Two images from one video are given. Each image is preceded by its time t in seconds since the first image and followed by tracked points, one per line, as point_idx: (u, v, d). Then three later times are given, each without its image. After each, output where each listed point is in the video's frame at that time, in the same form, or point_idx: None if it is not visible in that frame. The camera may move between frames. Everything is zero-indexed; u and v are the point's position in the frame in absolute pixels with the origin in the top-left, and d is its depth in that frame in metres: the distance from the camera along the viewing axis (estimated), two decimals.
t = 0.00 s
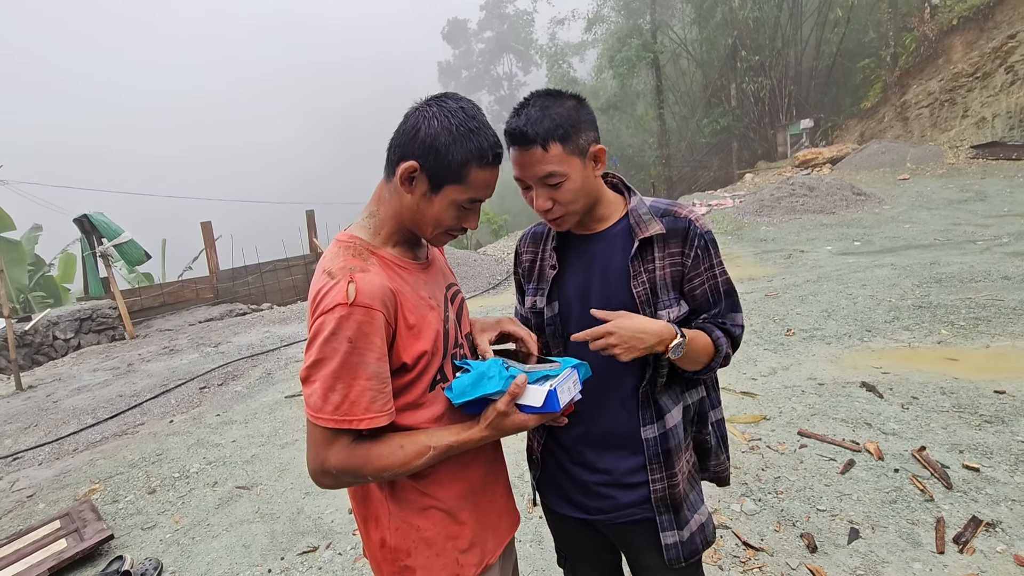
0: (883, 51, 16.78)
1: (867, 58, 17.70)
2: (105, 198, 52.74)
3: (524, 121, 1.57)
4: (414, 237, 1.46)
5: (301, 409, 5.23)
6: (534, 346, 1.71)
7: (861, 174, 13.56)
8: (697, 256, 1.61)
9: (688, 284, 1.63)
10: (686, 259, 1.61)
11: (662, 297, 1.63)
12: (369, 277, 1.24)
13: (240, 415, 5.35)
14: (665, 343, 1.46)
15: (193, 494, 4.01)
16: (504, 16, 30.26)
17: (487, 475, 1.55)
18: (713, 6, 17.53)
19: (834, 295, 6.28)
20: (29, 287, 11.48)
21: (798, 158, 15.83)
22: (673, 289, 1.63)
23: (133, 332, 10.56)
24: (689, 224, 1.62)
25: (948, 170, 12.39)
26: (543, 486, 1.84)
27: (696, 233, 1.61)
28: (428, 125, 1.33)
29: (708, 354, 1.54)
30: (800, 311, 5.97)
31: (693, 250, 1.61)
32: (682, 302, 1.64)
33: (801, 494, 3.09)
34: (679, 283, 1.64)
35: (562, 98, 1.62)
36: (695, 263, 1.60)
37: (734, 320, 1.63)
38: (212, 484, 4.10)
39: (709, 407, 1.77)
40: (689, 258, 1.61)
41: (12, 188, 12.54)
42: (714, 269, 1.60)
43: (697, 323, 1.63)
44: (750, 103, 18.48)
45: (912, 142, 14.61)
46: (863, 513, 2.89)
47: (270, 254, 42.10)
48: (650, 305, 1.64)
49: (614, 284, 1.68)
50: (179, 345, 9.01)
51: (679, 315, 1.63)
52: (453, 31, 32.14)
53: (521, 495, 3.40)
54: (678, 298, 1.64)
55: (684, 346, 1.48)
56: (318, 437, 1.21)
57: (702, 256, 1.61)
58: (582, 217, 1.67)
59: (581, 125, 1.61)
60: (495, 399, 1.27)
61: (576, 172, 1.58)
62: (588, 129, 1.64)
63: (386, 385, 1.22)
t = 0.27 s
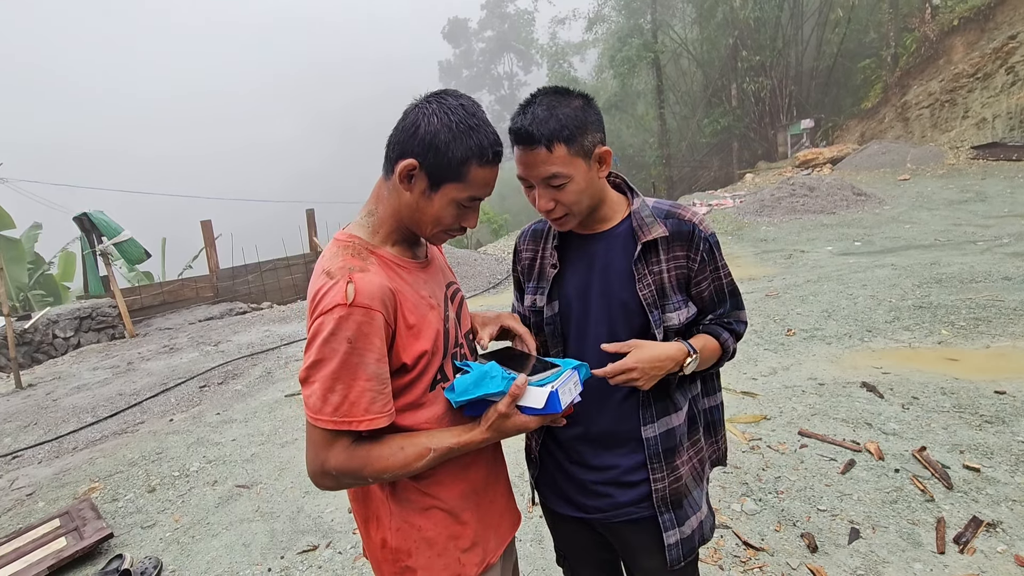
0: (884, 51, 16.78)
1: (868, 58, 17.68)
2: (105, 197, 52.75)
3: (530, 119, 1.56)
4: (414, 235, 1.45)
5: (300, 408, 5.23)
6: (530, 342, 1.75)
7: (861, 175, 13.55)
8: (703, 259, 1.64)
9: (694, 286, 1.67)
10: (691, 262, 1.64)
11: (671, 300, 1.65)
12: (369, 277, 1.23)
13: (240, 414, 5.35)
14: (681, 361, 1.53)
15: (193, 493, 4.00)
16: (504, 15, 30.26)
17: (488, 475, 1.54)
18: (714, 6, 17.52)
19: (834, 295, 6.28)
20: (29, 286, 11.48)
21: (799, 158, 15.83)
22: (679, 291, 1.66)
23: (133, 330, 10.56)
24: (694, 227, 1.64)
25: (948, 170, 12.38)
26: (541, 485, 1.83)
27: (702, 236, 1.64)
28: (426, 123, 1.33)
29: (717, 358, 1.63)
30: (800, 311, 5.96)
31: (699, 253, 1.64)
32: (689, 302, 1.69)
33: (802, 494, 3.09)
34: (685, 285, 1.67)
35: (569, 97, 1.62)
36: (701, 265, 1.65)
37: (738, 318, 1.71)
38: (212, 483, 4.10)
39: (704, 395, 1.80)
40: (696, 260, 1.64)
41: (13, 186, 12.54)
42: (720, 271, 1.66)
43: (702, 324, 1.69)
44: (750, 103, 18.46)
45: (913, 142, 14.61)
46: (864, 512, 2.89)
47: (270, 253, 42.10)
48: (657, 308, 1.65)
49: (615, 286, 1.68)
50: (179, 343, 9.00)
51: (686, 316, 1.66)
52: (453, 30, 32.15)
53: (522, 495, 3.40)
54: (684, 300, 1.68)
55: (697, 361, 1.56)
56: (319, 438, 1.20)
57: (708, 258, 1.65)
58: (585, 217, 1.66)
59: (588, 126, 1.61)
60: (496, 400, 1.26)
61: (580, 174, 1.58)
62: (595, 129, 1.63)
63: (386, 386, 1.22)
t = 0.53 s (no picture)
0: (885, 51, 16.80)
1: (869, 59, 17.68)
2: (106, 196, 52.79)
3: (541, 120, 1.55)
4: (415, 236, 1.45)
5: (301, 407, 5.23)
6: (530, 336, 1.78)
7: (862, 175, 13.56)
8: (709, 261, 1.64)
9: (700, 287, 1.67)
10: (698, 264, 1.64)
11: (677, 301, 1.64)
12: (368, 278, 1.23)
13: (241, 413, 5.35)
14: (680, 368, 1.53)
15: (193, 492, 4.01)
16: (505, 15, 30.27)
17: (489, 475, 1.54)
18: (715, 5, 17.51)
19: (835, 295, 6.28)
20: (29, 284, 11.47)
21: (799, 158, 15.83)
22: (685, 293, 1.66)
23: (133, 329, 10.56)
24: (700, 229, 1.64)
25: (949, 171, 12.38)
26: (546, 480, 1.83)
27: (708, 238, 1.64)
28: (428, 127, 1.33)
29: (717, 360, 1.63)
30: (801, 311, 5.96)
31: (705, 255, 1.64)
32: (695, 304, 1.68)
33: (802, 494, 3.09)
34: (691, 286, 1.67)
35: (582, 98, 1.62)
36: (708, 267, 1.64)
37: (742, 320, 1.71)
38: (213, 482, 4.10)
39: (708, 397, 1.77)
40: (702, 262, 1.64)
41: (14, 184, 12.53)
42: (725, 274, 1.66)
43: (707, 326, 1.69)
44: (751, 103, 18.45)
45: (913, 143, 14.62)
46: (864, 512, 2.89)
47: (270, 252, 42.13)
48: (664, 309, 1.64)
49: (621, 286, 1.67)
50: (180, 342, 9.01)
51: (692, 318, 1.66)
52: (454, 30, 32.16)
53: (522, 494, 3.40)
54: (690, 301, 1.67)
55: (696, 366, 1.56)
56: (319, 440, 1.20)
57: (714, 261, 1.65)
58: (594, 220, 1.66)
59: (600, 127, 1.60)
60: (498, 399, 1.27)
61: (592, 176, 1.57)
62: (607, 130, 1.63)
63: (386, 387, 1.22)
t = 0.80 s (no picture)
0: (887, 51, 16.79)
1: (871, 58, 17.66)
2: (108, 195, 52.93)
3: (564, 111, 1.56)
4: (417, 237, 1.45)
5: (302, 406, 5.24)
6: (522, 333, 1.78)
7: (864, 175, 13.55)
8: (728, 262, 1.63)
9: (718, 286, 1.65)
10: (716, 264, 1.63)
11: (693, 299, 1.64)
12: (370, 276, 1.23)
13: (242, 412, 5.36)
14: (693, 371, 1.53)
15: (195, 490, 4.01)
16: (507, 15, 30.29)
17: (490, 475, 1.55)
18: (717, 5, 17.49)
19: (836, 295, 6.28)
20: (32, 283, 11.50)
21: (801, 159, 15.82)
22: (702, 292, 1.65)
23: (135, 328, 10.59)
24: (721, 227, 1.62)
25: (951, 171, 12.37)
26: (560, 475, 1.84)
27: (729, 237, 1.63)
28: (433, 126, 1.33)
29: (730, 363, 1.61)
30: (802, 311, 5.96)
31: (724, 255, 1.63)
32: (712, 304, 1.67)
33: (803, 494, 3.09)
34: (709, 286, 1.66)
35: (606, 89, 1.62)
36: (727, 267, 1.63)
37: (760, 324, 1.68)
38: (215, 481, 4.10)
39: (727, 396, 1.78)
40: (722, 262, 1.63)
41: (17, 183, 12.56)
42: (745, 274, 1.63)
43: (724, 327, 1.68)
44: (753, 103, 18.42)
45: (915, 143, 14.60)
46: (865, 513, 2.89)
47: (272, 251, 42.18)
48: (680, 308, 1.64)
49: (636, 281, 1.67)
50: (182, 341, 9.03)
51: (710, 318, 1.65)
52: (456, 29, 32.18)
53: (523, 494, 3.40)
54: (709, 301, 1.66)
55: (708, 367, 1.55)
56: (323, 439, 1.21)
57: (733, 261, 1.63)
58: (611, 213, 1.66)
59: (623, 120, 1.60)
60: (502, 389, 1.26)
61: (611, 170, 1.57)
62: (629, 124, 1.62)
63: (389, 385, 1.22)
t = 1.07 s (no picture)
0: (890, 51, 16.76)
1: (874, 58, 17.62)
2: (112, 194, 53.13)
3: (598, 98, 1.57)
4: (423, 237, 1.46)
5: (305, 405, 5.26)
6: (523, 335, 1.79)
7: (867, 175, 13.53)
8: (751, 261, 1.57)
9: (740, 286, 1.59)
10: (739, 262, 1.58)
11: (712, 295, 1.60)
12: (376, 273, 1.24)
13: (246, 411, 5.38)
14: (699, 361, 1.48)
15: (199, 489, 4.03)
16: (509, 14, 30.32)
17: (491, 475, 1.55)
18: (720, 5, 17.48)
19: (839, 296, 6.27)
20: (36, 282, 11.54)
21: (804, 159, 15.80)
22: (722, 291, 1.60)
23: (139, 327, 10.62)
24: (749, 224, 1.57)
25: (955, 171, 12.33)
26: (581, 466, 1.87)
27: (755, 234, 1.56)
28: (444, 124, 1.34)
29: (747, 367, 1.53)
30: (805, 311, 5.96)
31: (749, 253, 1.56)
32: (731, 304, 1.62)
33: (806, 494, 3.08)
34: (730, 285, 1.60)
35: (643, 78, 1.60)
36: (750, 267, 1.57)
37: (782, 330, 1.59)
38: (218, 479, 4.12)
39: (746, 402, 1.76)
40: (745, 261, 1.57)
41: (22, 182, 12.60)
42: (766, 275, 1.56)
43: (740, 330, 1.61)
44: (756, 103, 18.41)
45: (919, 143, 14.56)
46: (868, 514, 2.89)
47: (275, 251, 42.28)
48: (698, 305, 1.61)
49: (658, 276, 1.67)
50: (185, 340, 9.06)
51: (727, 317, 1.60)
52: (459, 28, 32.21)
53: (525, 494, 3.40)
54: (728, 300, 1.61)
55: (719, 369, 1.50)
56: (327, 433, 1.21)
57: (755, 260, 1.56)
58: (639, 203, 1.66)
59: (657, 111, 1.59)
60: (508, 384, 1.27)
61: (641, 159, 1.57)
62: (664, 115, 1.61)
63: (394, 382, 1.22)
